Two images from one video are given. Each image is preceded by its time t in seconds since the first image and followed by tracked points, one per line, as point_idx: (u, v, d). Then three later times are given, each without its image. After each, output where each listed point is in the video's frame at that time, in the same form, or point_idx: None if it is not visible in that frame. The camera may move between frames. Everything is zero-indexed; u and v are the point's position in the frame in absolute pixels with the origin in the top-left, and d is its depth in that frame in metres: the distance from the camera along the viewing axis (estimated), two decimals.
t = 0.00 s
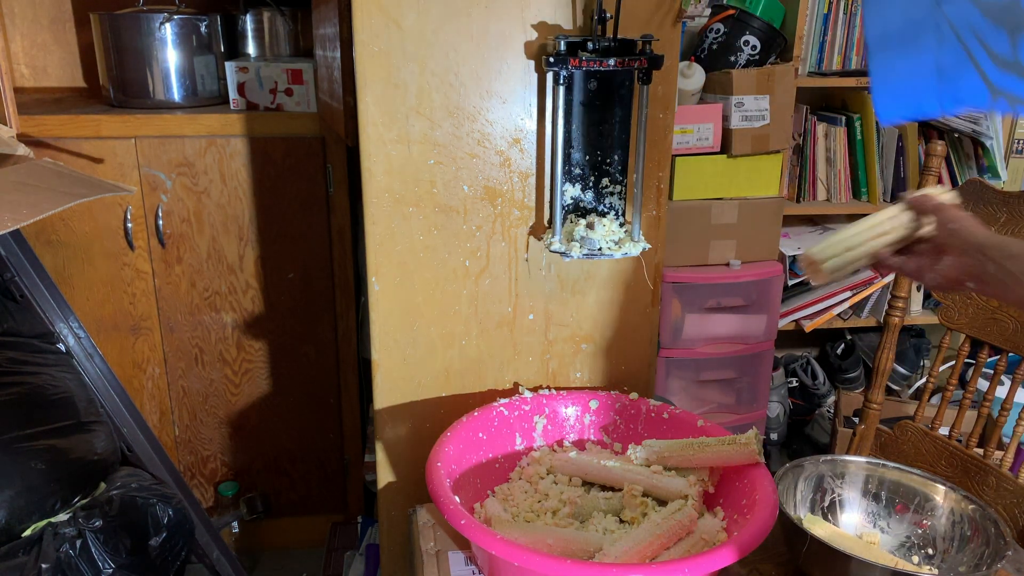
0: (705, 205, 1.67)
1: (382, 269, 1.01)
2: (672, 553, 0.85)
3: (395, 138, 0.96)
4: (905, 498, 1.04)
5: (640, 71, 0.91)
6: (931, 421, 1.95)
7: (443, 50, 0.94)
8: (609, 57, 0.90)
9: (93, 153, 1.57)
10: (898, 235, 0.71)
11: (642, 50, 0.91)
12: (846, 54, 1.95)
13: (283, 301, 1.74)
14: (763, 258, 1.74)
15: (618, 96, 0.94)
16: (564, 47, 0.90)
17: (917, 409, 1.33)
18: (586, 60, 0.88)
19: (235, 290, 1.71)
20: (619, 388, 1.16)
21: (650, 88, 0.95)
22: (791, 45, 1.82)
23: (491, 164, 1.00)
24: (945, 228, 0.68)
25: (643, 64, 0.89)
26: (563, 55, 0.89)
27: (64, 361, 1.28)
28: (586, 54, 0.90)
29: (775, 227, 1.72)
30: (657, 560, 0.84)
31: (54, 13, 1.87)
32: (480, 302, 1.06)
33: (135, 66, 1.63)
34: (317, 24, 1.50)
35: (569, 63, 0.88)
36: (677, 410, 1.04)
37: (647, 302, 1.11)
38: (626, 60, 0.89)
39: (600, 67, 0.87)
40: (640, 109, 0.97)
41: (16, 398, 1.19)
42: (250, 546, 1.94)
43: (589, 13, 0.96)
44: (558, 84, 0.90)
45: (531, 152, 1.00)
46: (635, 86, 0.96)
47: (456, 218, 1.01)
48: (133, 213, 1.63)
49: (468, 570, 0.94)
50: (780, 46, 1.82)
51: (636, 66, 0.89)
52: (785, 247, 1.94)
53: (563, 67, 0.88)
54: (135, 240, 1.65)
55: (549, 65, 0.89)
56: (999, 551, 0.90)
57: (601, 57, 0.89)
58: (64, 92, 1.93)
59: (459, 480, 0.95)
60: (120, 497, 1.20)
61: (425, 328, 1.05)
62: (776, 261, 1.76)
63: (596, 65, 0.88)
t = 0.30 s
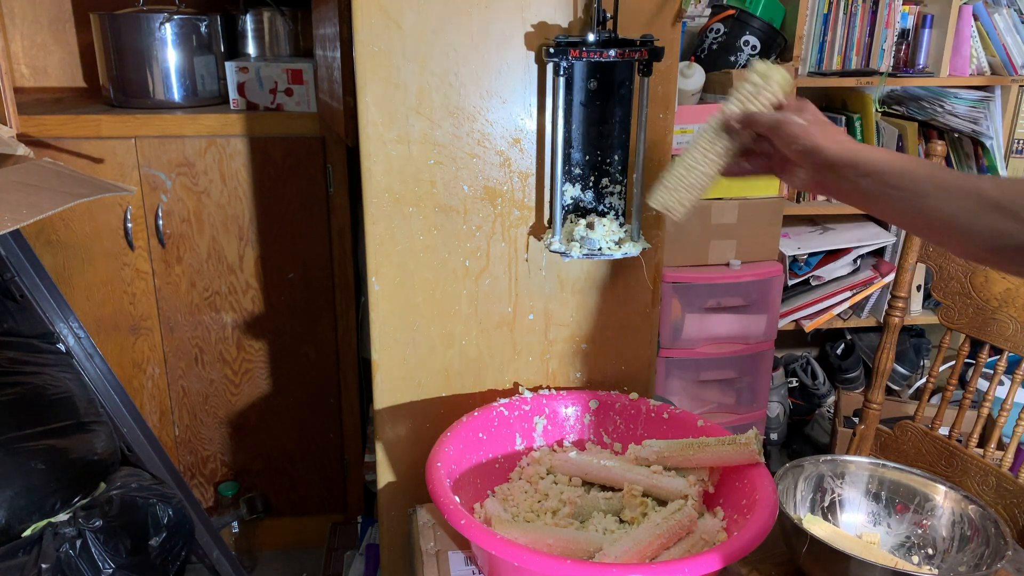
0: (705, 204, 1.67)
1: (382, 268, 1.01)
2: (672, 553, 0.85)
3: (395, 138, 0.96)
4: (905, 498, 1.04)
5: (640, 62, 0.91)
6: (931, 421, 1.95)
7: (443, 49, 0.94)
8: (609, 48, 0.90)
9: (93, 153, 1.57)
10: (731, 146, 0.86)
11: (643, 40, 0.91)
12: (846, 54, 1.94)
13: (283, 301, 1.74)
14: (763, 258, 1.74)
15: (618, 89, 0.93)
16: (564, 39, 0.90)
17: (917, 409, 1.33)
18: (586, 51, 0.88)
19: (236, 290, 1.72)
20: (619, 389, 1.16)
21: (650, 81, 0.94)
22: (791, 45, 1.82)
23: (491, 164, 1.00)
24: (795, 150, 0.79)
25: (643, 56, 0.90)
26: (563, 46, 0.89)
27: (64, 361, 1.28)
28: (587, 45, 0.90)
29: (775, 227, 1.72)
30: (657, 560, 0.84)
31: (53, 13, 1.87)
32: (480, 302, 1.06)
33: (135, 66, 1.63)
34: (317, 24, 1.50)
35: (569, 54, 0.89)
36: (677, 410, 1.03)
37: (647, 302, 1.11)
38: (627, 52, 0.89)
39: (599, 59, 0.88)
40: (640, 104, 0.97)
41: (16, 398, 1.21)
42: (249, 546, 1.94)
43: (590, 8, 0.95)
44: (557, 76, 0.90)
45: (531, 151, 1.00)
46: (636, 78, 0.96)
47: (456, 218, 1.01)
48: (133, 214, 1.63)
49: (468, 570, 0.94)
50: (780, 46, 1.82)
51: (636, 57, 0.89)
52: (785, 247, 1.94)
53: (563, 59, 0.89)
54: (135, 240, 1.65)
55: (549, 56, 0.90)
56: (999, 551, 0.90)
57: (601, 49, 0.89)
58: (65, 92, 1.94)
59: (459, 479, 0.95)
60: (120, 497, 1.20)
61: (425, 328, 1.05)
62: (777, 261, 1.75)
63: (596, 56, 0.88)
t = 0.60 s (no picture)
0: (705, 205, 1.67)
1: (382, 268, 1.01)
2: (672, 553, 0.85)
3: (395, 138, 0.96)
4: (906, 498, 1.04)
5: (640, 62, 0.90)
6: (931, 421, 1.95)
7: (443, 49, 0.94)
8: (610, 48, 0.89)
9: (93, 153, 1.57)
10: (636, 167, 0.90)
11: (643, 40, 0.90)
12: (846, 54, 1.94)
13: (283, 301, 1.74)
14: (763, 258, 1.74)
15: (618, 89, 0.94)
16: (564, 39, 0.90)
17: (918, 409, 1.33)
18: (586, 51, 0.88)
19: (236, 290, 1.72)
20: (619, 389, 1.16)
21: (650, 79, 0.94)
22: (791, 45, 1.82)
23: (491, 164, 1.00)
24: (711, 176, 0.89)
25: (643, 55, 0.89)
26: (563, 46, 0.89)
27: (64, 361, 1.28)
28: (587, 45, 0.90)
29: (776, 226, 1.72)
30: (657, 560, 0.84)
31: (54, 14, 1.87)
32: (480, 302, 1.06)
33: (135, 66, 1.63)
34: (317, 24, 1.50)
35: (569, 55, 0.88)
36: (677, 409, 1.03)
37: (647, 301, 1.11)
38: (627, 52, 0.88)
39: (599, 59, 0.88)
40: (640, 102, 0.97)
41: (16, 398, 1.20)
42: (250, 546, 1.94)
43: (590, 8, 0.95)
44: (558, 76, 0.90)
45: (531, 151, 1.00)
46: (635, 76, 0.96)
47: (456, 218, 1.01)
48: (133, 214, 1.63)
49: (468, 570, 0.94)
50: (780, 46, 1.82)
51: (637, 57, 0.89)
52: (785, 247, 1.94)
53: (563, 59, 0.88)
54: (135, 240, 1.65)
55: (549, 57, 0.89)
56: (999, 552, 0.90)
57: (602, 49, 0.89)
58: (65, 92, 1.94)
59: (459, 479, 0.95)
60: (120, 497, 1.20)
61: (425, 328, 1.05)
62: (777, 261, 1.75)
63: (596, 56, 0.88)
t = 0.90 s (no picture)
0: (705, 205, 1.67)
1: (382, 268, 1.01)
2: (672, 553, 0.85)
3: (395, 138, 0.96)
4: (906, 498, 1.04)
5: (641, 62, 0.90)
6: (931, 421, 1.95)
7: (443, 49, 0.93)
8: (610, 48, 0.89)
9: (93, 153, 1.57)
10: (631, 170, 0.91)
11: (643, 40, 0.90)
12: (846, 54, 1.95)
13: (282, 301, 1.74)
14: (763, 258, 1.74)
15: (619, 89, 0.94)
16: (564, 39, 0.89)
17: (918, 409, 1.33)
18: (586, 51, 0.88)
19: (235, 290, 1.71)
20: (619, 389, 1.16)
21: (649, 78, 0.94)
22: (791, 45, 1.82)
23: (491, 164, 0.99)
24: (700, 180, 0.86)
25: (643, 55, 0.89)
26: (563, 46, 0.89)
27: (64, 361, 1.28)
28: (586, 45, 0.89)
29: (775, 227, 1.72)
30: (657, 560, 0.84)
31: (54, 14, 1.87)
32: (480, 302, 1.06)
33: (135, 66, 1.63)
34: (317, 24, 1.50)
35: (569, 55, 0.88)
36: (677, 410, 1.03)
37: (647, 301, 1.11)
38: (628, 52, 0.88)
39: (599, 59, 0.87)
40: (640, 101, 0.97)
41: (15, 398, 1.19)
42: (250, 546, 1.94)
43: (590, 8, 0.95)
44: (558, 76, 0.89)
45: (531, 151, 1.00)
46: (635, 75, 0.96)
47: (456, 218, 1.01)
48: (133, 214, 1.63)
49: (468, 570, 0.94)
50: (780, 46, 1.82)
51: (637, 57, 0.89)
52: (785, 247, 1.94)
53: (563, 59, 0.88)
54: (135, 240, 1.64)
55: (549, 56, 0.89)
56: (999, 551, 0.90)
57: (602, 49, 0.89)
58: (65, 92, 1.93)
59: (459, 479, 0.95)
60: (120, 497, 1.21)
61: (425, 328, 1.05)
62: (777, 261, 1.75)
63: (596, 56, 0.88)
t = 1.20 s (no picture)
0: (705, 205, 1.67)
1: (382, 268, 1.01)
2: (672, 553, 0.85)
3: (395, 138, 0.96)
4: (906, 498, 1.04)
5: (640, 62, 0.90)
6: (931, 421, 1.95)
7: (443, 49, 0.94)
8: (610, 48, 0.89)
9: (93, 153, 1.57)
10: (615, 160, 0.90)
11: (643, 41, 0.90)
12: (846, 54, 1.95)
13: (282, 301, 1.74)
14: (763, 258, 1.74)
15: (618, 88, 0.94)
16: (564, 40, 0.89)
17: (917, 409, 1.33)
18: (586, 52, 0.88)
19: (235, 290, 1.72)
20: (619, 389, 1.16)
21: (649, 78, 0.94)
22: (791, 45, 1.82)
23: (491, 164, 0.99)
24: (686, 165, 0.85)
25: (643, 55, 0.89)
26: (563, 47, 0.89)
27: (64, 361, 1.28)
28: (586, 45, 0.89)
29: (775, 227, 1.72)
30: (657, 560, 0.84)
31: (54, 13, 1.87)
32: (480, 301, 1.06)
33: (135, 66, 1.63)
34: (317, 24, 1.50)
35: (569, 55, 0.88)
36: (677, 410, 1.03)
37: (647, 301, 1.11)
38: (627, 52, 0.88)
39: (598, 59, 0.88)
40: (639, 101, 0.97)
41: (16, 397, 1.20)
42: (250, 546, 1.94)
43: (590, 8, 0.95)
44: (558, 76, 0.89)
45: (531, 151, 1.00)
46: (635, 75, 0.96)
47: (456, 218, 1.01)
48: (133, 213, 1.63)
49: (468, 570, 0.94)
50: (780, 46, 1.82)
51: (637, 57, 0.89)
52: (785, 247, 1.94)
53: (563, 59, 0.88)
54: (135, 240, 1.65)
55: (549, 56, 0.89)
56: (999, 551, 0.90)
57: (602, 49, 0.89)
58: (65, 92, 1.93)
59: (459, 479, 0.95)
60: (120, 497, 1.20)
61: (425, 328, 1.05)
62: (777, 261, 1.75)
63: (596, 56, 0.88)
